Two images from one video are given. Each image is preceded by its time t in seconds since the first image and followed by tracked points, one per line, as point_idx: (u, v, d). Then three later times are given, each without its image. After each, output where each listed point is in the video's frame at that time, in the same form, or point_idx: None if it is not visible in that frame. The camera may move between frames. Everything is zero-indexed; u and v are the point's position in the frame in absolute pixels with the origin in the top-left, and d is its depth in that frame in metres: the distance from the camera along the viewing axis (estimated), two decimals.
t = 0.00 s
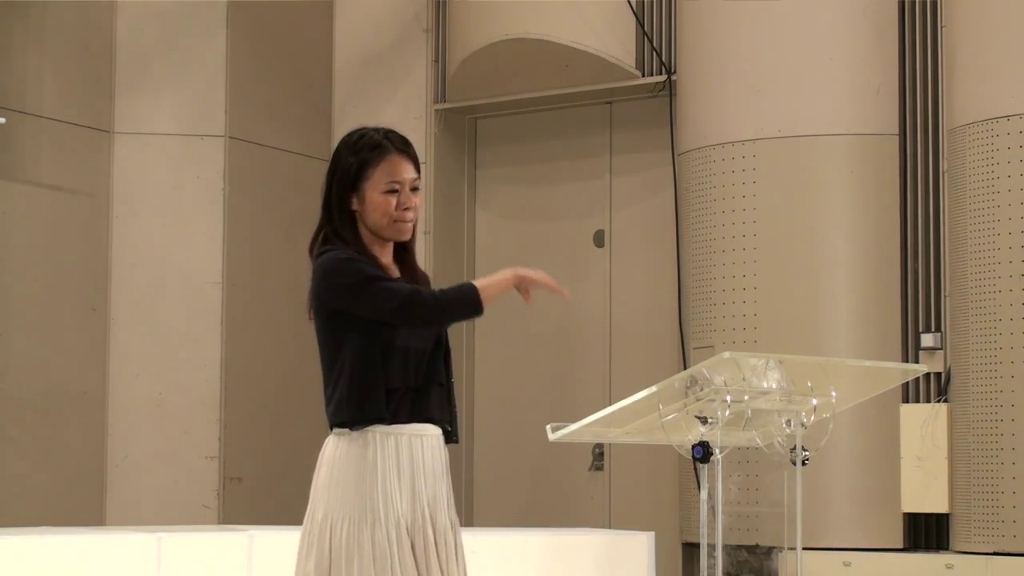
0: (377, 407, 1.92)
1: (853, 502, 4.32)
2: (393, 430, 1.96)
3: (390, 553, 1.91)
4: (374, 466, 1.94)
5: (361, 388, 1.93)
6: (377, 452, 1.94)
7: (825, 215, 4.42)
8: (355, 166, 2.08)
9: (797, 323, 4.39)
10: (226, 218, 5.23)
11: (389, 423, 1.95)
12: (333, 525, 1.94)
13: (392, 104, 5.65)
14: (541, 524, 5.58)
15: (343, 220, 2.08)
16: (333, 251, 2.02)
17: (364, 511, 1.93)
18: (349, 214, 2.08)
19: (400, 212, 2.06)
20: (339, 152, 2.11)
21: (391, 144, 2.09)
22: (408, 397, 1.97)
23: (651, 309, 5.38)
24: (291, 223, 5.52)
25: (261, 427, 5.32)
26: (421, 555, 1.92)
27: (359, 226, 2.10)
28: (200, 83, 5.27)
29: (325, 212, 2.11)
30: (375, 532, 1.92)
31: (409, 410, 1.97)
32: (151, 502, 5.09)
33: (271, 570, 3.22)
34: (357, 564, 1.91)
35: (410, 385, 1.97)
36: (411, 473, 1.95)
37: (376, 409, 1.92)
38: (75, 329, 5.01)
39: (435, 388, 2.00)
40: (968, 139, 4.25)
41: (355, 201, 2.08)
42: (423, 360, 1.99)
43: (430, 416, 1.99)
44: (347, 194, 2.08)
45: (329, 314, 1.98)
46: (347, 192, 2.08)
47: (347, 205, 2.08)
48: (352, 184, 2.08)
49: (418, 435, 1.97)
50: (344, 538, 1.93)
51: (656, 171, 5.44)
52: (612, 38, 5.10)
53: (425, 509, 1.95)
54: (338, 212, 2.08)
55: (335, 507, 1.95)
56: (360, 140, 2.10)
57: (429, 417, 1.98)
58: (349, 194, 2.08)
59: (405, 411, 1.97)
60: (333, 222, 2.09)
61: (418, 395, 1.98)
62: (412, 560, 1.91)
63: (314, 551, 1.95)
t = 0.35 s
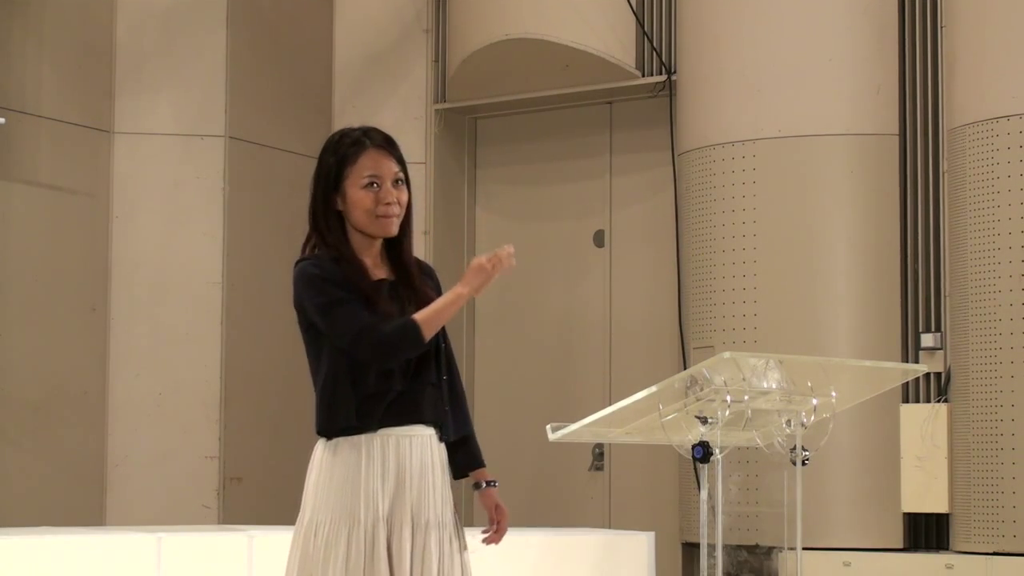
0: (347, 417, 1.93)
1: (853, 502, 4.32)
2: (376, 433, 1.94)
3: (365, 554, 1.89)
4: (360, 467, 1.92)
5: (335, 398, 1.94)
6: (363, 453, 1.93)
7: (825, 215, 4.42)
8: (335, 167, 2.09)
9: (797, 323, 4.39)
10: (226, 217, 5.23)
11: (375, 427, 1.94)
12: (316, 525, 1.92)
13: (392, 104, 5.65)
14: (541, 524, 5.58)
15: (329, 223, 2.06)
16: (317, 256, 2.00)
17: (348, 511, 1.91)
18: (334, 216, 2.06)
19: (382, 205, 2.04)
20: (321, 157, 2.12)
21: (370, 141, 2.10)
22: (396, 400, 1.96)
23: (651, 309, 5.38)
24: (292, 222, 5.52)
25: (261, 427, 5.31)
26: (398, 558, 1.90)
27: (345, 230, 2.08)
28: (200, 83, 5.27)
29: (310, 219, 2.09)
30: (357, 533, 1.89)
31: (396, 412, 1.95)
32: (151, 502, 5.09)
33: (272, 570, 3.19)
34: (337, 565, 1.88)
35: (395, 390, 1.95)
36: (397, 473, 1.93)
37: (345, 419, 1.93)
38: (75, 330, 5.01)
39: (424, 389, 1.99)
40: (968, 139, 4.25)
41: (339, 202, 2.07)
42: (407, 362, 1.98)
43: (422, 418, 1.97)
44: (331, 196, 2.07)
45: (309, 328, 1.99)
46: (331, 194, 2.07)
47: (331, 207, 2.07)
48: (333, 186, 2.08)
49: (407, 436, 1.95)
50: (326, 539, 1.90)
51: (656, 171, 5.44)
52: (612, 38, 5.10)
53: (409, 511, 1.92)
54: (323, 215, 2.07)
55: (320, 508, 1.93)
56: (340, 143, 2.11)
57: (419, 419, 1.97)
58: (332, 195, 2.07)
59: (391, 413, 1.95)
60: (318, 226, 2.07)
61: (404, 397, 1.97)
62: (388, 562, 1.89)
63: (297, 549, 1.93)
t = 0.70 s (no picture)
0: (336, 394, 1.91)
1: (852, 502, 4.33)
2: (365, 430, 1.94)
3: (354, 554, 1.88)
4: (352, 468, 1.92)
5: (322, 375, 1.91)
6: (355, 454, 1.92)
7: (825, 215, 4.42)
8: (315, 160, 2.09)
9: (796, 323, 4.39)
10: (226, 217, 5.22)
11: (357, 421, 1.94)
12: (307, 525, 1.90)
13: (392, 104, 5.65)
14: (541, 524, 5.58)
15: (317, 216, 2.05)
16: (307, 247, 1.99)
17: (340, 512, 1.90)
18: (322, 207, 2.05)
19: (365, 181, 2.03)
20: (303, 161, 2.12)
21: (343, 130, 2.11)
22: (378, 392, 1.96)
23: (651, 309, 5.38)
24: (292, 222, 5.52)
25: (261, 427, 5.31)
26: (387, 558, 1.90)
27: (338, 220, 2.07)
28: (200, 83, 5.27)
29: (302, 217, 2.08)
30: (348, 535, 1.89)
31: (381, 409, 1.96)
32: (151, 501, 5.09)
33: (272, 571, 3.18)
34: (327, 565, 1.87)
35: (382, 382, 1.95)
36: (388, 475, 1.93)
37: (334, 394, 1.90)
38: (75, 329, 5.01)
39: (412, 385, 1.99)
40: (968, 139, 4.25)
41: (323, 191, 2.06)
42: (397, 355, 1.98)
43: (406, 414, 1.97)
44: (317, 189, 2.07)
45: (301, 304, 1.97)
46: (316, 189, 2.08)
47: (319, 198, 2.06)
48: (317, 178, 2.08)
49: (397, 437, 1.96)
50: (316, 538, 1.89)
51: (656, 171, 5.44)
52: (612, 38, 5.10)
53: (399, 511, 1.92)
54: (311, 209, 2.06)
55: (309, 507, 1.91)
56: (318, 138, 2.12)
57: (404, 416, 1.97)
58: (316, 188, 2.07)
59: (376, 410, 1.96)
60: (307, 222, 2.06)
61: (389, 392, 1.97)
62: (377, 563, 1.89)
63: (283, 549, 1.92)
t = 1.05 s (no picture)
0: (308, 382, 1.92)
1: (852, 502, 4.33)
2: (365, 429, 1.95)
3: (356, 554, 1.88)
4: (350, 467, 1.92)
5: (306, 368, 1.92)
6: (354, 453, 1.93)
7: (824, 215, 4.42)
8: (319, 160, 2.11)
9: (796, 323, 4.39)
10: (226, 217, 5.22)
11: (358, 421, 1.94)
12: (306, 524, 1.90)
13: (393, 104, 5.65)
14: (541, 524, 5.58)
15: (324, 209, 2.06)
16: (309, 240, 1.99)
17: (339, 511, 1.90)
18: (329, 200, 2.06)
19: (371, 169, 2.05)
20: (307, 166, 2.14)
21: (347, 132, 2.14)
22: (380, 393, 1.96)
23: (651, 309, 5.38)
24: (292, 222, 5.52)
25: (261, 427, 5.31)
26: (389, 558, 1.90)
27: (343, 216, 2.08)
28: (200, 83, 5.27)
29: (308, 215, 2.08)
30: (346, 534, 1.89)
31: (383, 411, 1.96)
32: (151, 502, 5.09)
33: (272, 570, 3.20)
34: (326, 564, 1.86)
35: (380, 381, 1.96)
36: (387, 474, 1.93)
37: (304, 386, 1.92)
38: (75, 329, 5.01)
39: (412, 386, 1.99)
40: (968, 139, 4.25)
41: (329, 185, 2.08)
42: (399, 357, 1.98)
43: (406, 416, 1.97)
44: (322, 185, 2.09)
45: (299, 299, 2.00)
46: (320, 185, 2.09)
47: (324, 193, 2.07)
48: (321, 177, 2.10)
49: (398, 438, 1.96)
50: (314, 537, 1.88)
51: (657, 171, 5.44)
52: (612, 38, 5.10)
53: (399, 511, 1.92)
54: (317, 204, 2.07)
55: (308, 507, 1.91)
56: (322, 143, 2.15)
57: (404, 417, 1.97)
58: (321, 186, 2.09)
59: (379, 411, 1.96)
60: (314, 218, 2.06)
61: (393, 392, 1.97)
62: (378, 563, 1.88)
63: (281, 550, 1.91)
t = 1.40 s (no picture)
0: (338, 409, 1.90)
1: (852, 502, 4.32)
2: (371, 430, 1.95)
3: (362, 554, 1.89)
4: (356, 467, 1.92)
5: (326, 391, 1.91)
6: (359, 453, 1.93)
7: (825, 215, 4.42)
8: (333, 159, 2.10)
9: (796, 323, 4.39)
10: (226, 218, 5.22)
11: (368, 424, 1.94)
12: (312, 525, 1.90)
13: (392, 104, 5.65)
14: (541, 524, 5.58)
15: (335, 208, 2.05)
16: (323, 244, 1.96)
17: (344, 512, 1.90)
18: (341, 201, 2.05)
19: (389, 175, 2.04)
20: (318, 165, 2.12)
21: (361, 133, 2.13)
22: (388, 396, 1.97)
23: (651, 309, 5.38)
24: (292, 222, 5.52)
25: (261, 428, 5.31)
26: (395, 557, 1.90)
27: (355, 218, 2.07)
28: (200, 83, 5.27)
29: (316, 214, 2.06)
30: (353, 534, 1.89)
31: (392, 413, 1.97)
32: (151, 502, 5.09)
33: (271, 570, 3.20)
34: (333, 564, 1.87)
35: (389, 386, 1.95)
36: (393, 473, 1.93)
37: (336, 411, 1.90)
38: (75, 329, 5.01)
39: (420, 389, 2.00)
40: (968, 139, 4.25)
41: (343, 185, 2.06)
42: (407, 360, 1.99)
43: (414, 419, 1.98)
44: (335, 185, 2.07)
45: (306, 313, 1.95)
46: (334, 185, 2.07)
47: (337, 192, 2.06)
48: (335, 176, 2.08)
49: (404, 437, 1.97)
50: (321, 538, 1.89)
51: (657, 171, 5.44)
52: (612, 38, 5.10)
53: (405, 511, 1.92)
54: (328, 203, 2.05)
55: (313, 508, 1.91)
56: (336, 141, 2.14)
57: (413, 419, 1.98)
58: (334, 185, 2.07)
59: (387, 414, 1.96)
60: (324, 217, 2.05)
61: (400, 394, 1.98)
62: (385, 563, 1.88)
63: (287, 550, 1.92)
